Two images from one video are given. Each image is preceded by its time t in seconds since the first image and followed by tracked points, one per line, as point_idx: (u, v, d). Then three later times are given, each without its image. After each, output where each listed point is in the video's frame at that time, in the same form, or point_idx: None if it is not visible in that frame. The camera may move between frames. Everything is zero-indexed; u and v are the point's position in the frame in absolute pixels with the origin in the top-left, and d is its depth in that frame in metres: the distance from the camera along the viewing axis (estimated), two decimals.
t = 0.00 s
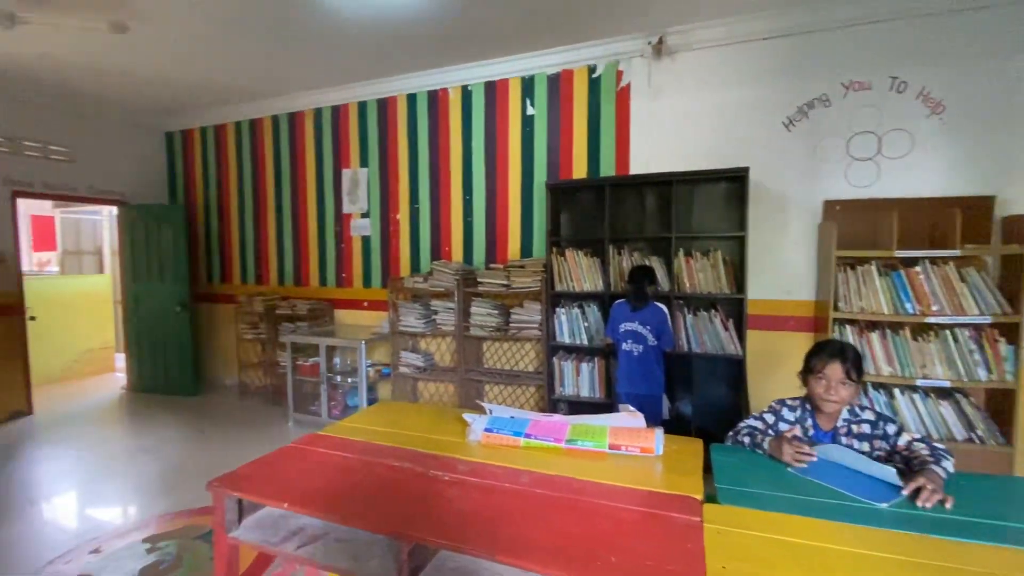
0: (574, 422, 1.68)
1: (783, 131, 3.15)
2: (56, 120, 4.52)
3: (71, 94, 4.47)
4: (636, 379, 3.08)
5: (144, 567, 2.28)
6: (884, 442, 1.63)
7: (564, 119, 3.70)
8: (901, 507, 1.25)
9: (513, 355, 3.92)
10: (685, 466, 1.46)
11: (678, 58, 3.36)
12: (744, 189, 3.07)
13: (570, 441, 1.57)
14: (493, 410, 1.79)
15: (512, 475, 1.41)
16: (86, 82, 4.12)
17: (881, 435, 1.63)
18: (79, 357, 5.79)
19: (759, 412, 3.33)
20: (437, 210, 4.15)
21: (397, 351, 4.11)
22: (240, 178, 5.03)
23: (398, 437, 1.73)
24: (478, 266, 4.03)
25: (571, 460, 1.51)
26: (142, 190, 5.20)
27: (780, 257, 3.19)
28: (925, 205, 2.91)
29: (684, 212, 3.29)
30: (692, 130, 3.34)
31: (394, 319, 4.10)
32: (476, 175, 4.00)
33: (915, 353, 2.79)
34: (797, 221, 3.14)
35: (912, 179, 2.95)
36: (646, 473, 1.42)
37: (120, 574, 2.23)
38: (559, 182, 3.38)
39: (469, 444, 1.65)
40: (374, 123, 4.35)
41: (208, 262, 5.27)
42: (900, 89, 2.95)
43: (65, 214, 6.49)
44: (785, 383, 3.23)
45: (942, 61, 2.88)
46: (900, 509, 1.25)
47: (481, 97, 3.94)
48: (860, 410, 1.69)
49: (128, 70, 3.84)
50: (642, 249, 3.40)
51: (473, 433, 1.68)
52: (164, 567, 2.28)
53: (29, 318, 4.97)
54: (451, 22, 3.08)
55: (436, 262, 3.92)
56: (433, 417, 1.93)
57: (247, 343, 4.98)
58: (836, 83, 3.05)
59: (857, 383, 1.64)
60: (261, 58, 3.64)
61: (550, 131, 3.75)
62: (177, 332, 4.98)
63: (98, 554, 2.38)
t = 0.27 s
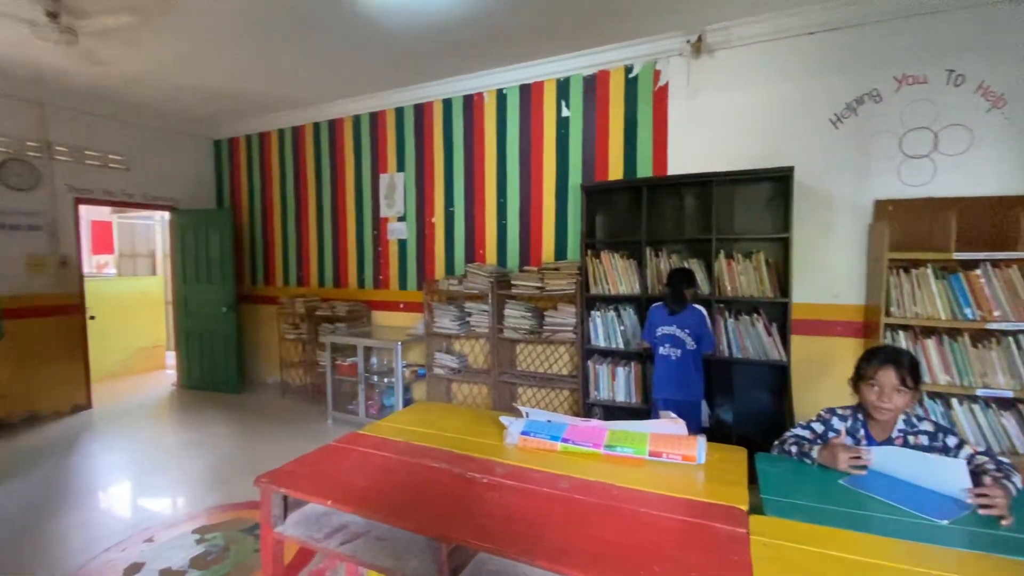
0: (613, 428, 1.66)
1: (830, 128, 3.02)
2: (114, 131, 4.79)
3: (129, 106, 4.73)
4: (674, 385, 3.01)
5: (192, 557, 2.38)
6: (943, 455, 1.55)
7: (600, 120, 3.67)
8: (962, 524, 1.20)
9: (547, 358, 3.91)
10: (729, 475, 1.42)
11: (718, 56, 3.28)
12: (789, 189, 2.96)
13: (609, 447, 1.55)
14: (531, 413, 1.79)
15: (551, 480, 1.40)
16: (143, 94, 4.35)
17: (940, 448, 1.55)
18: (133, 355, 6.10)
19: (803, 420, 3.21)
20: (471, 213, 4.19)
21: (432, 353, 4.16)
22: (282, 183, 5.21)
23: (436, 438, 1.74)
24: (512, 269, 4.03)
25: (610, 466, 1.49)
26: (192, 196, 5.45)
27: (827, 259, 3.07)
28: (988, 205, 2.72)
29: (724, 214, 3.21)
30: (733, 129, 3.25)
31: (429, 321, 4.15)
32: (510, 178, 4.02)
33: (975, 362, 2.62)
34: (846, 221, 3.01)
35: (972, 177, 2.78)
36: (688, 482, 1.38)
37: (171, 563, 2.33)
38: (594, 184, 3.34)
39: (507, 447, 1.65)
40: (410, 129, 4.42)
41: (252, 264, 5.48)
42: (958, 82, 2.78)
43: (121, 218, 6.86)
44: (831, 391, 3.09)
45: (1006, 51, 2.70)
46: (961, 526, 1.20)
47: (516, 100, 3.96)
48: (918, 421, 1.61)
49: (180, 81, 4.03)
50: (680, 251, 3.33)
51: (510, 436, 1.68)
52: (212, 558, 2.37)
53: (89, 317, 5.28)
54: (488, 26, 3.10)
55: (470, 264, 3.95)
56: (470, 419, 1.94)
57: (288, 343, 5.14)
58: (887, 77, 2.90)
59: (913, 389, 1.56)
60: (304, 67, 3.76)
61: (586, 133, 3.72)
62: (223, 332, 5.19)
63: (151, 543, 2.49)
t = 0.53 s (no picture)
0: (645, 433, 1.62)
1: (873, 125, 2.89)
2: (161, 138, 5.00)
3: (173, 114, 4.93)
4: (709, 389, 2.94)
5: (232, 549, 2.46)
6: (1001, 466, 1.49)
7: (631, 120, 3.62)
8: None
9: (576, 360, 3.87)
10: (768, 484, 1.37)
11: (754, 53, 3.19)
12: (829, 188, 2.85)
13: (642, 452, 1.52)
14: (561, 417, 1.78)
15: (582, 485, 1.38)
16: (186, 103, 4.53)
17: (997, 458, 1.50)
18: (177, 353, 6.37)
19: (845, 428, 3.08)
20: (501, 215, 4.20)
21: (461, 354, 4.18)
22: (317, 188, 5.34)
23: (466, 439, 1.75)
24: (541, 271, 4.02)
25: (643, 471, 1.46)
26: (232, 200, 5.64)
27: (870, 261, 2.94)
28: None
29: (761, 214, 3.12)
30: (769, 127, 3.16)
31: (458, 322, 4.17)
32: (540, 179, 4.01)
33: None
34: (891, 221, 2.87)
35: None
36: (725, 489, 1.34)
37: (212, 554, 2.42)
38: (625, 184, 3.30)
39: (537, 450, 1.64)
40: (441, 132, 4.47)
41: (288, 266, 5.64)
42: (1014, 74, 2.62)
43: (166, 222, 7.17)
44: (876, 398, 2.96)
45: None
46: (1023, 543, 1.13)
47: (545, 102, 3.95)
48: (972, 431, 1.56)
49: (221, 90, 4.18)
50: (714, 252, 3.26)
51: (540, 439, 1.67)
52: (250, 551, 2.45)
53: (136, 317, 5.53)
54: (517, 29, 3.11)
55: (499, 266, 3.96)
56: (500, 421, 1.94)
57: (322, 343, 5.26)
58: (935, 70, 2.76)
59: (968, 396, 1.50)
60: (337, 74, 3.85)
61: (616, 133, 3.68)
62: (260, 331, 5.35)
63: (193, 534, 2.59)
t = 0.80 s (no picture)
0: (671, 437, 1.61)
1: (910, 121, 2.79)
2: (195, 144, 5.18)
3: (207, 121, 5.10)
4: (736, 393, 2.88)
5: (261, 544, 2.52)
6: None
7: (655, 120, 3.58)
8: None
9: (599, 363, 3.84)
10: (799, 490, 1.34)
11: (783, 50, 3.12)
12: (863, 187, 2.77)
13: (667, 455, 1.51)
14: (585, 419, 1.77)
15: (606, 488, 1.37)
16: (219, 109, 4.68)
17: None
18: (209, 352, 6.56)
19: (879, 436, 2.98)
20: (524, 217, 4.20)
21: (484, 356, 4.20)
22: (343, 191, 5.44)
23: (490, 440, 1.75)
24: (564, 272, 4.01)
25: (669, 475, 1.45)
26: (262, 204, 5.80)
27: (906, 262, 2.83)
28: None
29: (790, 214, 3.05)
30: (799, 125, 3.09)
31: (481, 324, 4.19)
32: (563, 181, 4.00)
33: None
34: (929, 221, 2.77)
35: None
36: (753, 495, 1.32)
37: (242, 549, 2.48)
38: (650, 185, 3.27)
39: (561, 452, 1.63)
40: (464, 135, 4.50)
41: (316, 268, 5.76)
42: None
43: (199, 226, 7.41)
44: (912, 404, 2.85)
45: None
46: None
47: (569, 103, 3.94)
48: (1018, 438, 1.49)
49: (252, 97, 4.31)
50: (742, 254, 3.19)
51: (564, 441, 1.66)
52: (278, 545, 2.51)
53: (171, 317, 5.73)
54: (540, 31, 3.11)
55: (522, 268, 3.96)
56: (523, 422, 1.94)
57: (348, 344, 5.35)
58: (976, 64, 2.65)
59: (1013, 404, 1.44)
60: (363, 79, 3.92)
61: (641, 134, 3.65)
62: (288, 332, 5.47)
63: (224, 528, 2.66)
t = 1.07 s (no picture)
0: (692, 440, 1.60)
1: (940, 119, 2.72)
2: (222, 150, 5.32)
3: (233, 127, 5.23)
4: (758, 397, 2.84)
5: (285, 539, 2.57)
6: None
7: (676, 121, 3.56)
8: None
9: (618, 365, 3.82)
10: (823, 495, 1.32)
11: (806, 48, 3.07)
12: (890, 187, 2.70)
13: (688, 458, 1.50)
14: (605, 421, 1.77)
15: (626, 489, 1.38)
16: (245, 116, 4.80)
17: None
18: (234, 352, 6.73)
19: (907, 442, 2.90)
20: (542, 219, 4.21)
21: (503, 357, 4.21)
22: (364, 194, 5.53)
23: (509, 440, 1.77)
24: (583, 274, 4.01)
25: (689, 478, 1.44)
26: (285, 207, 5.92)
27: (937, 264, 2.76)
28: None
29: (815, 215, 3.00)
30: (823, 124, 3.03)
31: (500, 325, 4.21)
32: (581, 183, 4.00)
33: None
34: (960, 221, 2.69)
35: None
36: (775, 500, 1.30)
37: (267, 544, 2.54)
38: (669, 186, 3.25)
39: (580, 453, 1.64)
40: (483, 138, 4.54)
41: (337, 270, 5.86)
42: None
43: (226, 229, 7.61)
44: (942, 410, 2.77)
45: None
46: None
47: (588, 105, 3.94)
48: None
49: (277, 103, 4.41)
50: (764, 256, 3.15)
51: (583, 443, 1.67)
52: (301, 541, 2.56)
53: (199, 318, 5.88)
54: (559, 33, 3.12)
55: (541, 270, 3.97)
56: (543, 423, 1.95)
57: (369, 345, 5.43)
58: (1010, 60, 2.57)
59: None
60: (384, 84, 3.98)
61: (660, 135, 3.63)
62: (311, 332, 5.58)
63: (249, 524, 2.73)
